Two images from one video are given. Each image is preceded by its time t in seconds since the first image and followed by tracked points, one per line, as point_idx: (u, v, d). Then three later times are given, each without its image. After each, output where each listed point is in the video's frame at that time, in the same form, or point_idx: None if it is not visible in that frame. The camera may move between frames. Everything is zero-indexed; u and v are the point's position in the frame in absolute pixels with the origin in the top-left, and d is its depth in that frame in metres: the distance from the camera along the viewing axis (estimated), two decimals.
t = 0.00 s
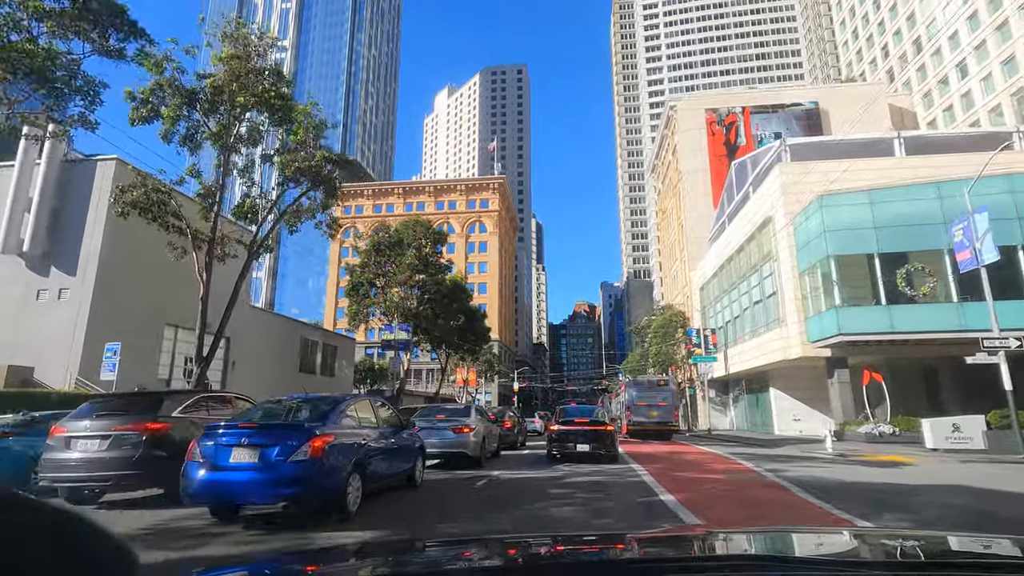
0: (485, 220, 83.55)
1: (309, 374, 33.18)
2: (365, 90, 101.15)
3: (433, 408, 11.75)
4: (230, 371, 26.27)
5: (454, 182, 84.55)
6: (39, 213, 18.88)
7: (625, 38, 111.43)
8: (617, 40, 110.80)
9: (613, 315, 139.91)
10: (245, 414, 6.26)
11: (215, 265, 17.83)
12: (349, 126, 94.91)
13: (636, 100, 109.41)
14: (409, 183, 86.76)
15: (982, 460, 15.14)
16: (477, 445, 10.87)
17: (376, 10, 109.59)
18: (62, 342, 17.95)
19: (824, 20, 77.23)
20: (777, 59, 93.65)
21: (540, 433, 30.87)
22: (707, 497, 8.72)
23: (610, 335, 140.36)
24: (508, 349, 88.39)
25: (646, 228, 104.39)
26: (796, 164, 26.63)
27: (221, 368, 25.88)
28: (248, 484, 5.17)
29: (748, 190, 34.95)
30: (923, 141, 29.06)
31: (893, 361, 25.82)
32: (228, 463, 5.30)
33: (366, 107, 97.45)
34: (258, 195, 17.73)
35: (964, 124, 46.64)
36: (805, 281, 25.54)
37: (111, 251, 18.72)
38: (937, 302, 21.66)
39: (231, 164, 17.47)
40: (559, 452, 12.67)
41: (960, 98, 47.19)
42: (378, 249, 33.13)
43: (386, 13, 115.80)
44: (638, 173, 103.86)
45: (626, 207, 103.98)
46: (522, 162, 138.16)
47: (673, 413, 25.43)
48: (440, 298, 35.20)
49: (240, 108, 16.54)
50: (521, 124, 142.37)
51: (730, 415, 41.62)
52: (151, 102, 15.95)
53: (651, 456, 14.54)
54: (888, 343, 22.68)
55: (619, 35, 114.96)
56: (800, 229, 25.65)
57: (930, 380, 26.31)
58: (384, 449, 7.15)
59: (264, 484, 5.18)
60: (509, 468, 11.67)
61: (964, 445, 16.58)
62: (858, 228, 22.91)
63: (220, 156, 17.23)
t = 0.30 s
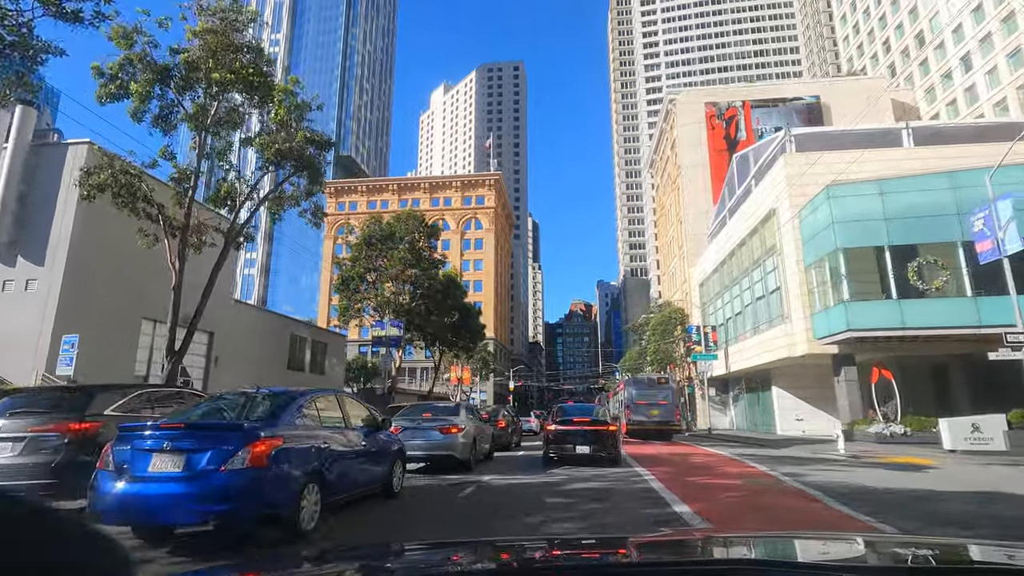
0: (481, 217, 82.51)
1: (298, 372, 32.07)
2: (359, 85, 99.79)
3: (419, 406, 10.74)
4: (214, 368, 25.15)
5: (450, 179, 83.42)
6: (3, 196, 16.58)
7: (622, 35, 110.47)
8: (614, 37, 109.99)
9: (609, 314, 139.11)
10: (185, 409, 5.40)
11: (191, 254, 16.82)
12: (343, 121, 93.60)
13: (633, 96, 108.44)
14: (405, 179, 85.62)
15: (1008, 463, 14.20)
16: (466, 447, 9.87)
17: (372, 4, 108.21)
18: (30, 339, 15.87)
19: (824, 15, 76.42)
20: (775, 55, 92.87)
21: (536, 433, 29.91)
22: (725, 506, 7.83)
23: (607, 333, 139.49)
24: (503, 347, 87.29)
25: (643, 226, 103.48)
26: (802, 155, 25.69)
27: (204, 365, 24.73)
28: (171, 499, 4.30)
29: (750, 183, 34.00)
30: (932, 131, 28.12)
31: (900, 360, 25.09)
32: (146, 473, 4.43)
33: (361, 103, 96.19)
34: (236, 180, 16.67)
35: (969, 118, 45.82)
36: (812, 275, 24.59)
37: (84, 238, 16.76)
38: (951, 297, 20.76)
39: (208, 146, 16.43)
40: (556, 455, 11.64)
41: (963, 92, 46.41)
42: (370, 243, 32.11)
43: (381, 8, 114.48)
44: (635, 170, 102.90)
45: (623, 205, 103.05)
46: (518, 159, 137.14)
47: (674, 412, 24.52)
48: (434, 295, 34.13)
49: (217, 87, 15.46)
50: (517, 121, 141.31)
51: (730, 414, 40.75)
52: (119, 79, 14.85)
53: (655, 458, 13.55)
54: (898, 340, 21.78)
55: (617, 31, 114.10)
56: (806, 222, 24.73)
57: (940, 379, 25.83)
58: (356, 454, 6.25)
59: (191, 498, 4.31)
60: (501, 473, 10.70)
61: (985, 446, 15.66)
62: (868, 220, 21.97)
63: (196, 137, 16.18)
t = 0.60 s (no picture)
0: (476, 214, 81.47)
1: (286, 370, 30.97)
2: (354, 81, 98.62)
3: (401, 406, 9.69)
4: (196, 365, 24.04)
5: (445, 176, 82.38)
6: None
7: (620, 31, 109.49)
8: (611, 34, 109.18)
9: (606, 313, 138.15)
10: (129, 398, 5.00)
11: (164, 242, 15.84)
12: (337, 118, 92.44)
13: (630, 93, 107.46)
14: (399, 176, 84.46)
15: None
16: (454, 450, 8.89)
17: None
18: None
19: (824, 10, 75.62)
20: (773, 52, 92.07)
21: (532, 433, 28.98)
22: (751, 520, 6.96)
23: (603, 332, 138.60)
24: (499, 346, 86.23)
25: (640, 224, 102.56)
26: (808, 145, 24.83)
27: (186, 362, 23.60)
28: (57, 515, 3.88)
29: (752, 176, 33.16)
30: (941, 122, 27.27)
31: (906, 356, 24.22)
32: (33, 487, 4.06)
33: (356, 99, 94.98)
34: (213, 164, 15.69)
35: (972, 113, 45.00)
36: (818, 269, 23.71)
37: (52, 230, 14.81)
38: (965, 291, 19.89)
39: (182, 128, 15.49)
40: (554, 458, 10.70)
41: (968, 86, 45.61)
42: (360, 237, 31.15)
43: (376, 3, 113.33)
44: (632, 168, 102.04)
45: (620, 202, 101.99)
46: (514, 157, 136.10)
47: (676, 412, 23.71)
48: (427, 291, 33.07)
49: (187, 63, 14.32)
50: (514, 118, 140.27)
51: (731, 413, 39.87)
52: (85, 52, 13.82)
53: (659, 461, 12.67)
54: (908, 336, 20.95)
55: (614, 28, 113.23)
56: (812, 215, 23.90)
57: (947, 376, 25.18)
58: (314, 458, 5.70)
59: (73, 517, 3.87)
60: (491, 478, 9.83)
61: (1008, 448, 14.69)
62: (878, 212, 21.09)
63: (169, 116, 15.18)
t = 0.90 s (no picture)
0: (472, 212, 80.54)
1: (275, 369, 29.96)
2: (349, 77, 97.55)
3: (382, 405, 8.73)
4: (178, 363, 22.97)
5: (441, 173, 81.38)
6: None
7: (617, 29, 108.70)
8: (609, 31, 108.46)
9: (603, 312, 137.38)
10: (54, 385, 4.28)
11: (136, 231, 14.83)
12: (332, 114, 91.34)
13: (627, 91, 106.69)
14: (394, 174, 83.46)
15: None
16: (440, 454, 7.92)
17: None
18: None
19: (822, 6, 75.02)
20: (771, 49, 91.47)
21: (528, 433, 28.15)
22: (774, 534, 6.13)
23: (600, 331, 137.82)
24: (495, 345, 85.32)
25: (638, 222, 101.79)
26: (814, 135, 23.97)
27: (167, 360, 22.53)
28: None
29: (754, 170, 32.37)
30: (949, 112, 26.45)
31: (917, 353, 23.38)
32: None
33: (351, 96, 93.85)
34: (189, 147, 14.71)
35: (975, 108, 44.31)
36: (826, 263, 22.85)
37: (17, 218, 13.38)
38: (981, 285, 19.04)
39: (156, 109, 14.53)
40: (552, 462, 9.78)
41: (971, 80, 44.91)
42: (350, 231, 30.16)
43: None
44: (630, 166, 101.30)
45: (617, 200, 101.02)
46: (511, 155, 135.23)
47: (678, 411, 22.89)
48: (420, 288, 32.11)
49: (158, 37, 13.36)
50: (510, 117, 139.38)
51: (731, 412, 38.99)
52: (48, 23, 12.82)
53: (664, 464, 11.81)
54: (920, 332, 20.11)
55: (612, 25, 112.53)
56: (819, 206, 23.01)
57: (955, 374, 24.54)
58: (250, 470, 4.85)
59: None
60: (481, 483, 8.98)
61: None
62: (890, 202, 20.22)
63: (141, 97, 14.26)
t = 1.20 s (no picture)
0: (469, 210, 79.57)
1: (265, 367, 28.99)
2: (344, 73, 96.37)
3: (360, 404, 7.85)
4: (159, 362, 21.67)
5: (437, 170, 80.32)
6: None
7: (615, 26, 107.88)
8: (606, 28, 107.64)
9: (600, 312, 136.52)
10: None
11: (106, 220, 13.82)
12: (327, 110, 90.16)
13: (625, 89, 105.91)
14: (390, 171, 82.47)
15: None
16: (424, 459, 7.02)
17: None
18: None
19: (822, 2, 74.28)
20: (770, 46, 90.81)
21: (524, 433, 27.34)
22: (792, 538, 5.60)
23: (597, 330, 137.03)
24: (492, 344, 84.30)
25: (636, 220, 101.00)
26: (821, 127, 23.20)
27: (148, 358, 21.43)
28: None
29: (757, 164, 31.57)
30: (958, 104, 25.72)
31: (927, 351, 22.53)
32: None
33: (346, 93, 92.76)
34: (163, 130, 13.74)
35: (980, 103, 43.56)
36: (834, 257, 22.05)
37: None
38: (997, 279, 18.31)
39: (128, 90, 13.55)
40: (550, 468, 8.90)
41: (975, 75, 44.16)
42: (341, 225, 29.18)
43: None
44: (627, 164, 100.40)
45: (615, 198, 100.07)
46: (508, 153, 134.30)
47: (681, 411, 22.10)
48: (415, 285, 31.19)
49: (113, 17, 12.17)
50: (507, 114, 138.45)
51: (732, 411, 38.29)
52: None
53: (670, 467, 11.01)
54: (933, 328, 19.36)
55: (609, 23, 111.69)
56: (827, 199, 22.19)
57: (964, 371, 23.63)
58: (165, 484, 3.86)
59: None
60: (471, 491, 8.15)
61: None
62: (902, 193, 19.40)
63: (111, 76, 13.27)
